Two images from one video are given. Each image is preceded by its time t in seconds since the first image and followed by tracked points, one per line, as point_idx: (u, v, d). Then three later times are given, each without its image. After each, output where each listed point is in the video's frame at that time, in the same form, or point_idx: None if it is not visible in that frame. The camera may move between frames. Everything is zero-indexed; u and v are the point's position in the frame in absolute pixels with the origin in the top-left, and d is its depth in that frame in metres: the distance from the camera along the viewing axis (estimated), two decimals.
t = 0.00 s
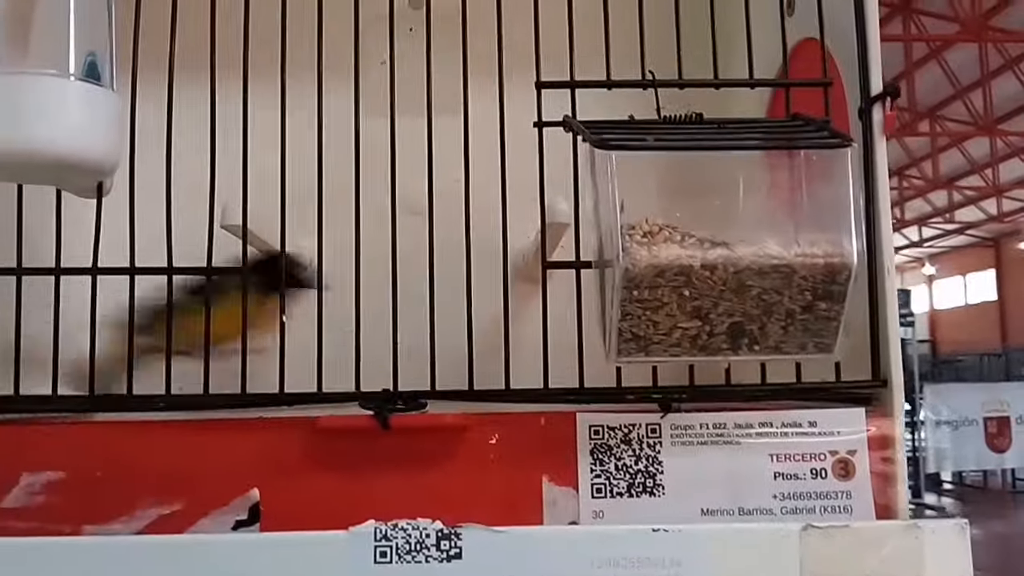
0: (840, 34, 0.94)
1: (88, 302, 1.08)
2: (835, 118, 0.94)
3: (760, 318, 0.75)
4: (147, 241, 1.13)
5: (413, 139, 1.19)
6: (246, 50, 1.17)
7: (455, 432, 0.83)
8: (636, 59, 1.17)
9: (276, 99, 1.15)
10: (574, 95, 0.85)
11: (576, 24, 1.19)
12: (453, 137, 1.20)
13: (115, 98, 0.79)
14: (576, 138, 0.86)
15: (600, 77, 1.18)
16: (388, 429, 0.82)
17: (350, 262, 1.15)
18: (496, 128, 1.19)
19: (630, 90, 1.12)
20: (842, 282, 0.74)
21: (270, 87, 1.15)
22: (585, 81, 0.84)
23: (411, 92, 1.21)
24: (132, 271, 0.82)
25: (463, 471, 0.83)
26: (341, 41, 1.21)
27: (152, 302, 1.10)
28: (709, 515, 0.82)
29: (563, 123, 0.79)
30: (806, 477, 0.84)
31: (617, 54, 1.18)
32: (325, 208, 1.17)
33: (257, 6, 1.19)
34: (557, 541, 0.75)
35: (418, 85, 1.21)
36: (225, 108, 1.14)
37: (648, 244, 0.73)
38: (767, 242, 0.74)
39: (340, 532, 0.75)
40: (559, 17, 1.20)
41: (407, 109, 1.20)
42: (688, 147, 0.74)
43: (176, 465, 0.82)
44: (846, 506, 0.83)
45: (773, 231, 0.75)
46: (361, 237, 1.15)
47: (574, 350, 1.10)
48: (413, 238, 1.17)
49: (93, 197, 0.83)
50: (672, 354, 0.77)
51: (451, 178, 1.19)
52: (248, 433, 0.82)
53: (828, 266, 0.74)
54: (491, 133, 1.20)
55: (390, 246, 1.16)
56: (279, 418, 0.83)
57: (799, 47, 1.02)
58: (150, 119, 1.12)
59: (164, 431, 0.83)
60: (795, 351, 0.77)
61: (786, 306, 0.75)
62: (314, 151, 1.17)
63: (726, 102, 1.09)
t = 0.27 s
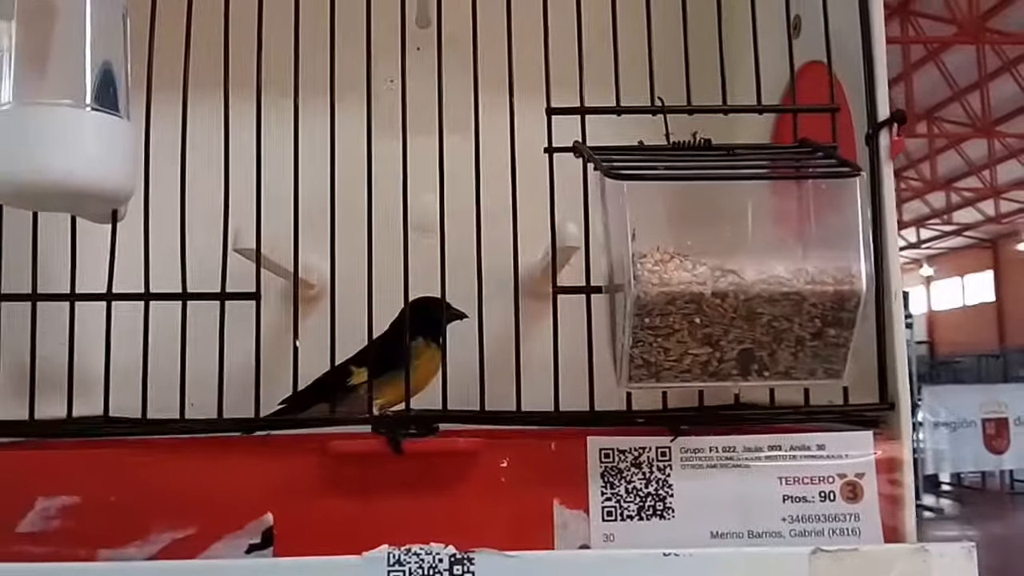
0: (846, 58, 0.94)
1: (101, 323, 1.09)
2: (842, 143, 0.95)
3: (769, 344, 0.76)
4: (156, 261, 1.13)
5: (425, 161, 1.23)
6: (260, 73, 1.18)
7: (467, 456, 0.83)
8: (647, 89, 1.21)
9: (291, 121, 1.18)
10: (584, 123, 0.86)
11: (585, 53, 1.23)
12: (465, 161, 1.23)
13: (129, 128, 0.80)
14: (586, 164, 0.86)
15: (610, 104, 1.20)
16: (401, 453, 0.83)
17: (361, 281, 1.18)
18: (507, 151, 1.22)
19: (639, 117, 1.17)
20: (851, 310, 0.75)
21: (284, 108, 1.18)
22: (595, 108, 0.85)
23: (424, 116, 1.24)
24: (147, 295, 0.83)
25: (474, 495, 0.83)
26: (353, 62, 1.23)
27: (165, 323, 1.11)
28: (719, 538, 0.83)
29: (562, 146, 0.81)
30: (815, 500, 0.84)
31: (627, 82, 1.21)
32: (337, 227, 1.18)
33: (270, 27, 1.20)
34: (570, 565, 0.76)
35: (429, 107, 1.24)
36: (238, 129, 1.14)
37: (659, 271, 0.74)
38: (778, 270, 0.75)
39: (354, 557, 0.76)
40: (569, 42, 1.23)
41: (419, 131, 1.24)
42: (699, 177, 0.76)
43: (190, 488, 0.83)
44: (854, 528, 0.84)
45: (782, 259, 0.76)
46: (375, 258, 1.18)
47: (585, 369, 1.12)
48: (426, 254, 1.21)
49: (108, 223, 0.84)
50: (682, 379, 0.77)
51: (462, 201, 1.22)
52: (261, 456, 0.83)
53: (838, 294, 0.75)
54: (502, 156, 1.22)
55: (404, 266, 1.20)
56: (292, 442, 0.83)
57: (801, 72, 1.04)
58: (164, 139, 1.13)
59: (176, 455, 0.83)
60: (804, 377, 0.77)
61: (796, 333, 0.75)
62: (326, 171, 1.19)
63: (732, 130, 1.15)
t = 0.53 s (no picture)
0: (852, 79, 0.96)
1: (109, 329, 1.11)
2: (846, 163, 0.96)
3: (773, 360, 0.77)
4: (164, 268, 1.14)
5: (433, 170, 1.24)
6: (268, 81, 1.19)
7: (472, 468, 0.84)
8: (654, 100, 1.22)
9: (298, 129, 1.19)
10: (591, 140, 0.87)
11: (594, 64, 1.24)
12: (472, 169, 1.24)
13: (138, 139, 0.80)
14: (593, 179, 0.87)
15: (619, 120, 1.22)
16: (407, 465, 0.83)
17: (370, 290, 1.19)
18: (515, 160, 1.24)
19: (647, 133, 1.18)
20: (855, 328, 0.76)
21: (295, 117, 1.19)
22: (602, 123, 0.86)
23: (432, 124, 1.25)
24: (156, 306, 0.84)
25: (478, 507, 0.84)
26: (361, 72, 1.24)
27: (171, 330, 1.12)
28: (721, 551, 0.83)
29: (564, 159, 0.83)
30: (816, 513, 0.85)
31: (635, 93, 1.22)
32: (344, 237, 1.20)
33: (278, 35, 1.21)
34: None
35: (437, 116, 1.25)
36: (246, 138, 1.16)
37: (666, 288, 0.75)
38: (783, 287, 0.76)
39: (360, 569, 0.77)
40: (577, 52, 1.24)
41: (426, 140, 1.25)
42: (704, 195, 0.77)
43: (197, 498, 0.83)
44: (854, 542, 0.85)
45: (787, 277, 0.77)
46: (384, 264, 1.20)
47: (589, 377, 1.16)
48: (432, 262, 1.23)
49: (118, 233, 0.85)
50: (687, 395, 0.78)
51: (468, 211, 1.24)
52: (268, 466, 0.84)
53: (842, 311, 0.75)
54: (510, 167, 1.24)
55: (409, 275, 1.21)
56: (298, 453, 0.84)
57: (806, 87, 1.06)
58: (172, 147, 1.15)
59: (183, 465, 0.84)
60: (808, 394, 0.78)
61: (800, 349, 0.76)
62: (334, 180, 1.20)
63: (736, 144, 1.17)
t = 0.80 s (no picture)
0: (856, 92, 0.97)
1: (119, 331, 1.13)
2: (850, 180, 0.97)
3: (778, 370, 0.78)
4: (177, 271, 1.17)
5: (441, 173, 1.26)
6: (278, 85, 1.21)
7: (479, 474, 0.85)
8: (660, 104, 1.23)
9: (307, 133, 1.21)
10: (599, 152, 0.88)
11: (600, 69, 1.25)
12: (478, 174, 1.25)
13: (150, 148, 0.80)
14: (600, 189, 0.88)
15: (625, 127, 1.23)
16: (414, 471, 0.84)
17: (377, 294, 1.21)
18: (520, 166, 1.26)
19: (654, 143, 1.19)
20: (859, 338, 0.77)
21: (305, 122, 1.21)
22: (610, 133, 0.86)
23: (440, 129, 1.26)
24: (166, 311, 0.84)
25: (485, 513, 0.85)
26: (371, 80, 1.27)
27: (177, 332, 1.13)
28: (724, 558, 0.84)
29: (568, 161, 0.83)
30: (819, 521, 0.86)
31: (642, 99, 1.23)
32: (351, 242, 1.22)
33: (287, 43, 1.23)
34: None
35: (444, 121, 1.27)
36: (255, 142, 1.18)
37: (673, 298, 0.75)
38: (789, 298, 0.77)
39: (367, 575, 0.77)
40: (583, 58, 1.25)
41: (433, 145, 1.26)
42: (708, 208, 0.77)
43: (205, 503, 0.84)
44: (856, 549, 0.86)
45: (792, 286, 0.77)
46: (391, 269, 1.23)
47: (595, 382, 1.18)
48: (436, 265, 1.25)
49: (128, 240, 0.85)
50: (693, 404, 0.79)
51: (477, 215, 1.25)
52: (276, 471, 0.84)
53: (847, 322, 0.76)
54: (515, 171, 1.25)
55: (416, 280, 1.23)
56: (306, 459, 0.84)
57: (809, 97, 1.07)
58: (182, 151, 1.16)
59: (191, 470, 0.84)
60: (812, 403, 0.79)
61: (805, 359, 0.77)
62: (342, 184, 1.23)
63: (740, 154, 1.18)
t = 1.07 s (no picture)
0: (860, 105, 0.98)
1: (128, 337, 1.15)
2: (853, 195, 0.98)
3: (781, 381, 0.79)
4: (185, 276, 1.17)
5: (448, 179, 1.27)
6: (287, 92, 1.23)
7: (484, 482, 0.86)
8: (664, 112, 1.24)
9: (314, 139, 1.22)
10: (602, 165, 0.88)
11: (606, 76, 1.25)
12: (484, 181, 1.26)
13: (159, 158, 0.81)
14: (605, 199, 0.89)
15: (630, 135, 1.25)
16: (420, 479, 0.85)
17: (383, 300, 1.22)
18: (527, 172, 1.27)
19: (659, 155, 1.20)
20: (862, 351, 0.78)
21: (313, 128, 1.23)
22: (615, 145, 0.87)
23: (447, 135, 1.28)
24: (176, 319, 0.85)
25: (490, 520, 0.85)
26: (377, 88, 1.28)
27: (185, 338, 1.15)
28: (726, 566, 0.85)
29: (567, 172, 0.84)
30: (821, 530, 0.87)
31: (647, 107, 1.24)
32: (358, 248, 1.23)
33: (297, 53, 1.26)
34: None
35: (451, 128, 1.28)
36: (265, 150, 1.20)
37: (678, 311, 0.76)
38: (792, 310, 0.78)
39: None
40: (588, 67, 1.26)
41: (440, 152, 1.28)
42: (711, 221, 0.78)
43: (213, 509, 0.85)
44: (857, 557, 0.86)
45: (796, 299, 0.78)
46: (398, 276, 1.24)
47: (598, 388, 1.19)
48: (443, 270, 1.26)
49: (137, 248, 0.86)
50: (697, 414, 0.80)
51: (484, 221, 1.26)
52: (283, 478, 0.85)
53: (849, 335, 0.77)
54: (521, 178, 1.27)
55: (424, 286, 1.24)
56: (313, 466, 0.85)
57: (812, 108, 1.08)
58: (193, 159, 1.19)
59: (199, 477, 0.85)
60: (814, 414, 0.80)
61: (808, 371, 0.78)
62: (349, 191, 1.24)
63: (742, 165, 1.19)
